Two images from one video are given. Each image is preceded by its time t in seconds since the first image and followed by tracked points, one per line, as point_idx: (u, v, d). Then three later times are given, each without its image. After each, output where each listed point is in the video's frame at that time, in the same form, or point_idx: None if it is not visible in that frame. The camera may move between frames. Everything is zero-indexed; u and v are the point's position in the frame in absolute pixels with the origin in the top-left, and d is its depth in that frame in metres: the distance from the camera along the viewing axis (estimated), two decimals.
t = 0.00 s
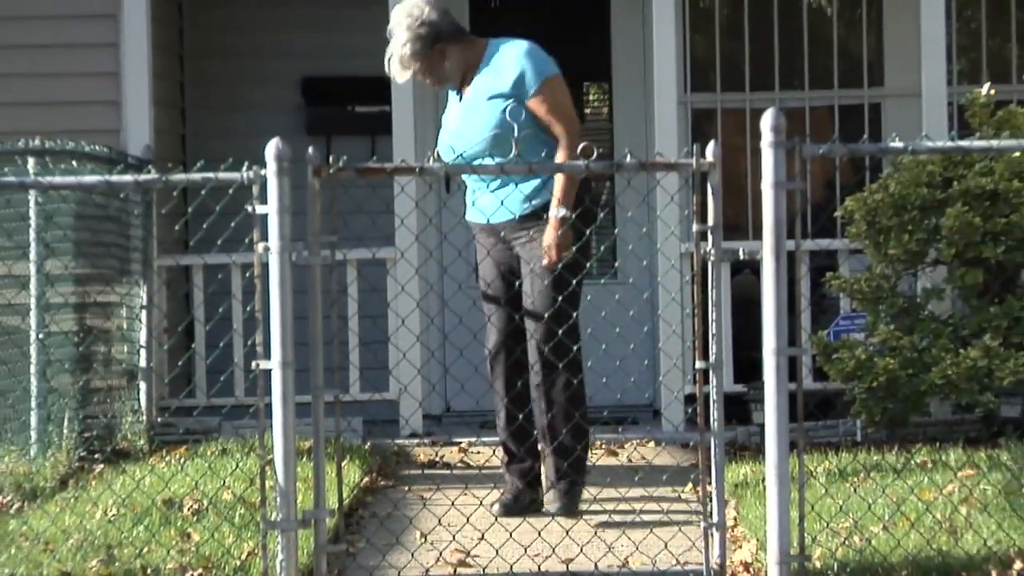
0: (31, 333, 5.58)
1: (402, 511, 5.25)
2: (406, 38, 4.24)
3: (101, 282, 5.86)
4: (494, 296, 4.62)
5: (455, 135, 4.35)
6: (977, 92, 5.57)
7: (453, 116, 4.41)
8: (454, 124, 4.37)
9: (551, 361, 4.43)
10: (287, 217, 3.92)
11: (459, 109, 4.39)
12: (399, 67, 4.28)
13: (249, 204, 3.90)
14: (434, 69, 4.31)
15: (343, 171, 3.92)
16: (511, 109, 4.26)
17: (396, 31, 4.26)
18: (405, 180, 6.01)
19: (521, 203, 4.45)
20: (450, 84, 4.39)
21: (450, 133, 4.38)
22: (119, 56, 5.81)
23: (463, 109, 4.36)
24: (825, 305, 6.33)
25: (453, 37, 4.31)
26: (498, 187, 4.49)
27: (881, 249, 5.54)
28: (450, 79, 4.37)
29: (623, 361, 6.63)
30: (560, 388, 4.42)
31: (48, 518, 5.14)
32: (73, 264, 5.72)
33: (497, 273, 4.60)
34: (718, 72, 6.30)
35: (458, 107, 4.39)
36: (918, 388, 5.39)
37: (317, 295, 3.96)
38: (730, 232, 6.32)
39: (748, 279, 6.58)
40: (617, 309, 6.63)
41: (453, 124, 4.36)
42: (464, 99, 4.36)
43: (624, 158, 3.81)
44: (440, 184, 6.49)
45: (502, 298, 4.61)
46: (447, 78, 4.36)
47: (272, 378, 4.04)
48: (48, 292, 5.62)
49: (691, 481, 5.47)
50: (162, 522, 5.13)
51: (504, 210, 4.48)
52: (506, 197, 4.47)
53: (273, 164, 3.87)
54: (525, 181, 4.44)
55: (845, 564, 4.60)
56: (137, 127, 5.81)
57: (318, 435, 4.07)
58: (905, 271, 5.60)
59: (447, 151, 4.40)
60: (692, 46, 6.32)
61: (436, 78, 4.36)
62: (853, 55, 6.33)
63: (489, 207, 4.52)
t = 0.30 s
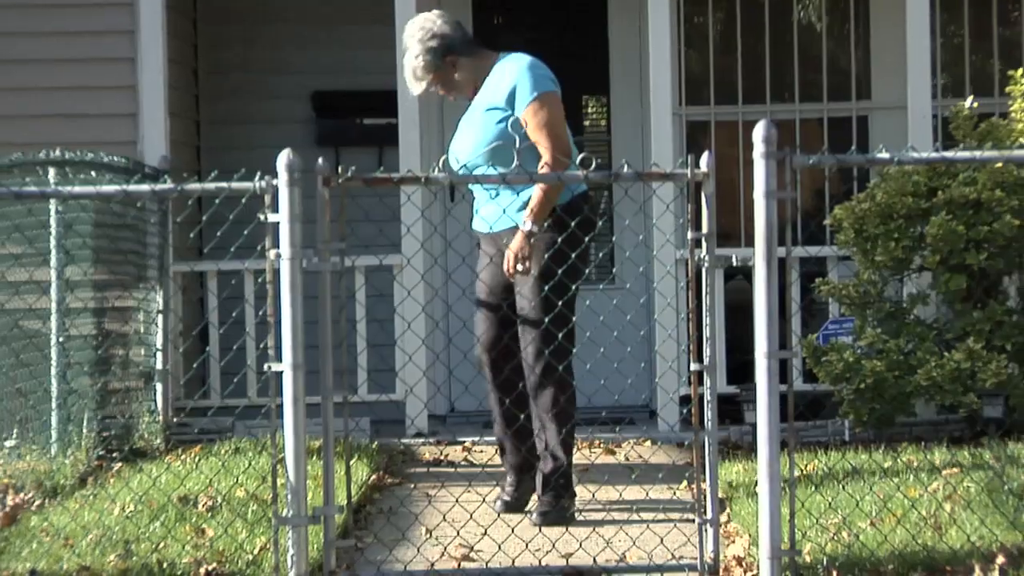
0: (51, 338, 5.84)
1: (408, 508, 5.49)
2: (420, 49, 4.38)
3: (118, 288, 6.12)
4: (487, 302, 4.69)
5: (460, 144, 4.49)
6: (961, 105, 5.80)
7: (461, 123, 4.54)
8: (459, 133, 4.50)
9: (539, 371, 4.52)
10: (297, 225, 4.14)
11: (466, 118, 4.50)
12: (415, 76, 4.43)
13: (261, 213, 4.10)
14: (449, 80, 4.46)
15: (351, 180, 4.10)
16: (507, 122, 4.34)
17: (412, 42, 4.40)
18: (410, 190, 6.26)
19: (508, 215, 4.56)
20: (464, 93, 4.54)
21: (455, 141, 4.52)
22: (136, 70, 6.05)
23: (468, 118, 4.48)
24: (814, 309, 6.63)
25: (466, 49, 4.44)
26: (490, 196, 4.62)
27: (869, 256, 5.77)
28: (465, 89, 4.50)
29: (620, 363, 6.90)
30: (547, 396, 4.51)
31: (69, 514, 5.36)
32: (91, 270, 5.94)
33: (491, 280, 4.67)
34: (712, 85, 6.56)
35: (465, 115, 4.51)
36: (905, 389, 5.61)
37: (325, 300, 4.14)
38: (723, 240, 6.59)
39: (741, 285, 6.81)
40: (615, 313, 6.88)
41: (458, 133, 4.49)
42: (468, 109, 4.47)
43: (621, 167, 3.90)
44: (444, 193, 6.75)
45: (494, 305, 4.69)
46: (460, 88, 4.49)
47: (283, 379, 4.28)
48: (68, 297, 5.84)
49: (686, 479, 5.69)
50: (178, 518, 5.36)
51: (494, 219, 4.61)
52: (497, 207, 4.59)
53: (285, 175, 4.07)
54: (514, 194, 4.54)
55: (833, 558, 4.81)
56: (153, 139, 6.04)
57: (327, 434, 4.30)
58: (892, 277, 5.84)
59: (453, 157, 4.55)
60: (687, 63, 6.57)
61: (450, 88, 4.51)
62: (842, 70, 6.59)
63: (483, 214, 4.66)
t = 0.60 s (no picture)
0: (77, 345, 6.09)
1: (420, 509, 5.72)
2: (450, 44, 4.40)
3: (141, 298, 6.38)
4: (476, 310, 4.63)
5: (467, 159, 4.60)
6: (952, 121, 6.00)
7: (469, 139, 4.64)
8: (467, 148, 4.60)
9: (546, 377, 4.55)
10: (313, 238, 4.36)
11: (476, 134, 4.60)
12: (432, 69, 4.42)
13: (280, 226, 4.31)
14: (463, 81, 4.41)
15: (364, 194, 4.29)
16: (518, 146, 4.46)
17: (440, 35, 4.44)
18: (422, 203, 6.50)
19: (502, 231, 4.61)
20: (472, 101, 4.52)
21: (462, 155, 4.61)
22: (159, 89, 6.30)
23: (479, 135, 4.58)
24: (811, 318, 6.88)
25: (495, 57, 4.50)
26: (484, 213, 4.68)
27: (864, 267, 5.98)
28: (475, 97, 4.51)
29: (624, 370, 7.13)
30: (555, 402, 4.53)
31: (94, 516, 5.60)
32: (116, 280, 6.23)
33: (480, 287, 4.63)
34: (712, 103, 6.86)
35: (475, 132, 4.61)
36: (898, 395, 5.84)
37: (342, 310, 4.37)
38: (723, 251, 6.84)
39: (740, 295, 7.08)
40: (619, 321, 7.12)
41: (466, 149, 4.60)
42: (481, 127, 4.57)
43: (626, 180, 4.04)
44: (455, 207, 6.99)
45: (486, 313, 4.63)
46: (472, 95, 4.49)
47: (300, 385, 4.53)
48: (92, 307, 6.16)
49: (687, 482, 5.93)
50: (198, 519, 5.59)
51: (486, 236, 4.65)
52: (491, 224, 4.64)
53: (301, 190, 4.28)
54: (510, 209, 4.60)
55: (829, 558, 5.01)
56: (175, 153, 6.29)
57: (343, 438, 4.53)
58: (885, 287, 6.06)
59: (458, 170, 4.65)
60: (689, 80, 6.85)
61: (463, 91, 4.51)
62: (837, 89, 6.84)
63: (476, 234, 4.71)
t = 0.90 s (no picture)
0: (101, 348, 6.32)
1: (430, 506, 5.97)
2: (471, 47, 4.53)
3: (162, 302, 6.75)
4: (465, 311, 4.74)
5: (451, 167, 4.69)
6: (942, 133, 6.23)
7: (451, 145, 4.72)
8: (453, 155, 4.69)
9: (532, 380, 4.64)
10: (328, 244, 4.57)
11: (461, 141, 4.69)
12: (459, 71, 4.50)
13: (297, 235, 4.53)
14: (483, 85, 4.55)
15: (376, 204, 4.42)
16: (512, 158, 4.60)
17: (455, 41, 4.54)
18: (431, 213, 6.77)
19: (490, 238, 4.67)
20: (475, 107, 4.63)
21: (447, 163, 4.70)
22: (180, 101, 6.56)
23: (466, 143, 4.68)
24: (806, 323, 7.13)
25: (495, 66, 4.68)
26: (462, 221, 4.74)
27: (857, 273, 6.21)
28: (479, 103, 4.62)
29: (627, 372, 7.38)
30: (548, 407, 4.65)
31: (116, 512, 5.84)
32: (137, 286, 6.55)
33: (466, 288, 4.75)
34: (711, 115, 7.13)
35: (460, 138, 4.70)
36: (890, 397, 6.06)
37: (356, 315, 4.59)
38: (721, 258, 7.11)
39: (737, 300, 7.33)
40: (621, 325, 7.35)
41: (451, 157, 4.68)
42: (469, 136, 4.67)
43: (627, 191, 4.23)
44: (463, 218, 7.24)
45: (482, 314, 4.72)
46: (478, 101, 4.61)
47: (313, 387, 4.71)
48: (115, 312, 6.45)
49: (687, 480, 6.17)
50: (217, 516, 5.83)
51: (466, 243, 4.72)
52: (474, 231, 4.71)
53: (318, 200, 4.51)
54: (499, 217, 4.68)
55: (824, 553, 5.23)
56: (194, 164, 6.54)
57: (356, 439, 4.73)
58: (878, 292, 6.29)
59: (440, 176, 4.73)
60: (689, 93, 7.14)
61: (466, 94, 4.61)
62: (832, 103, 7.13)
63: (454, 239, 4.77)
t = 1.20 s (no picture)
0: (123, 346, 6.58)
1: (440, 498, 6.21)
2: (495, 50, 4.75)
3: (182, 301, 7.00)
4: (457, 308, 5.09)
5: (452, 170, 4.84)
6: (934, 139, 6.46)
7: (451, 147, 4.86)
8: (455, 158, 4.84)
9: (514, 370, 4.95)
10: (341, 247, 4.81)
11: (463, 144, 4.84)
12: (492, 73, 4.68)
13: (311, 238, 4.77)
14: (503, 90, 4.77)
15: (388, 206, 4.63)
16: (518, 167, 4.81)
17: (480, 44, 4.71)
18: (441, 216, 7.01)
19: (483, 242, 5.00)
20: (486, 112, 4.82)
21: (448, 166, 4.85)
22: (198, 108, 6.80)
23: (468, 147, 4.83)
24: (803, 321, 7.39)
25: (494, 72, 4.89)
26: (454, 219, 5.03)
27: (852, 274, 6.44)
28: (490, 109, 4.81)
29: (629, 369, 7.63)
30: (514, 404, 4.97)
31: (138, 504, 6.08)
32: (158, 286, 6.83)
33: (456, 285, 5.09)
34: (711, 121, 7.38)
35: (462, 140, 4.84)
36: (883, 393, 6.29)
37: (367, 314, 4.83)
38: (721, 259, 7.36)
39: (736, 299, 7.58)
40: (624, 324, 7.59)
41: (455, 160, 4.82)
42: (473, 140, 4.82)
43: (629, 196, 4.40)
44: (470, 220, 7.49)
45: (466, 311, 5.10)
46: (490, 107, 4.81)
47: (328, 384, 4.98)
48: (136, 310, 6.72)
49: (687, 474, 6.41)
50: (235, 507, 6.08)
51: (456, 242, 5.05)
52: (466, 233, 5.02)
53: (331, 204, 4.74)
54: (494, 224, 4.98)
55: (820, 544, 5.46)
56: (212, 169, 6.78)
57: (368, 432, 4.98)
58: (872, 292, 6.51)
59: (439, 178, 4.88)
60: (689, 100, 7.38)
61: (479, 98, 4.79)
62: (827, 108, 7.36)
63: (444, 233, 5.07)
